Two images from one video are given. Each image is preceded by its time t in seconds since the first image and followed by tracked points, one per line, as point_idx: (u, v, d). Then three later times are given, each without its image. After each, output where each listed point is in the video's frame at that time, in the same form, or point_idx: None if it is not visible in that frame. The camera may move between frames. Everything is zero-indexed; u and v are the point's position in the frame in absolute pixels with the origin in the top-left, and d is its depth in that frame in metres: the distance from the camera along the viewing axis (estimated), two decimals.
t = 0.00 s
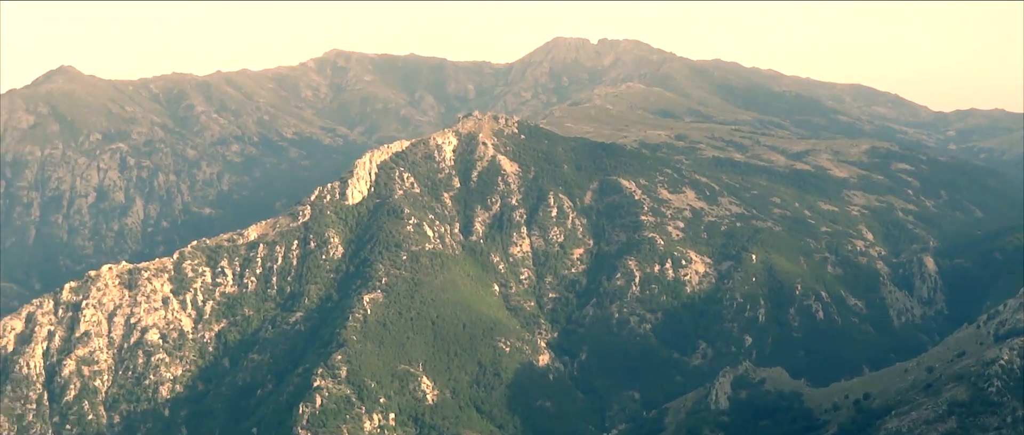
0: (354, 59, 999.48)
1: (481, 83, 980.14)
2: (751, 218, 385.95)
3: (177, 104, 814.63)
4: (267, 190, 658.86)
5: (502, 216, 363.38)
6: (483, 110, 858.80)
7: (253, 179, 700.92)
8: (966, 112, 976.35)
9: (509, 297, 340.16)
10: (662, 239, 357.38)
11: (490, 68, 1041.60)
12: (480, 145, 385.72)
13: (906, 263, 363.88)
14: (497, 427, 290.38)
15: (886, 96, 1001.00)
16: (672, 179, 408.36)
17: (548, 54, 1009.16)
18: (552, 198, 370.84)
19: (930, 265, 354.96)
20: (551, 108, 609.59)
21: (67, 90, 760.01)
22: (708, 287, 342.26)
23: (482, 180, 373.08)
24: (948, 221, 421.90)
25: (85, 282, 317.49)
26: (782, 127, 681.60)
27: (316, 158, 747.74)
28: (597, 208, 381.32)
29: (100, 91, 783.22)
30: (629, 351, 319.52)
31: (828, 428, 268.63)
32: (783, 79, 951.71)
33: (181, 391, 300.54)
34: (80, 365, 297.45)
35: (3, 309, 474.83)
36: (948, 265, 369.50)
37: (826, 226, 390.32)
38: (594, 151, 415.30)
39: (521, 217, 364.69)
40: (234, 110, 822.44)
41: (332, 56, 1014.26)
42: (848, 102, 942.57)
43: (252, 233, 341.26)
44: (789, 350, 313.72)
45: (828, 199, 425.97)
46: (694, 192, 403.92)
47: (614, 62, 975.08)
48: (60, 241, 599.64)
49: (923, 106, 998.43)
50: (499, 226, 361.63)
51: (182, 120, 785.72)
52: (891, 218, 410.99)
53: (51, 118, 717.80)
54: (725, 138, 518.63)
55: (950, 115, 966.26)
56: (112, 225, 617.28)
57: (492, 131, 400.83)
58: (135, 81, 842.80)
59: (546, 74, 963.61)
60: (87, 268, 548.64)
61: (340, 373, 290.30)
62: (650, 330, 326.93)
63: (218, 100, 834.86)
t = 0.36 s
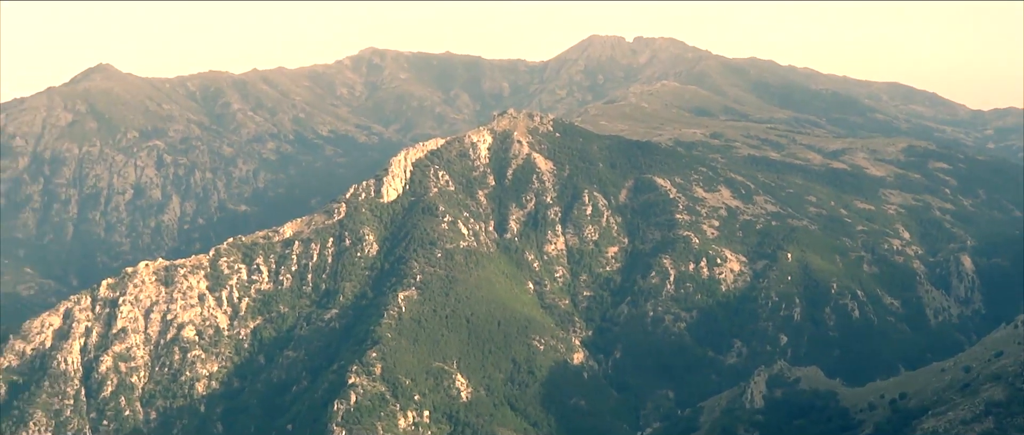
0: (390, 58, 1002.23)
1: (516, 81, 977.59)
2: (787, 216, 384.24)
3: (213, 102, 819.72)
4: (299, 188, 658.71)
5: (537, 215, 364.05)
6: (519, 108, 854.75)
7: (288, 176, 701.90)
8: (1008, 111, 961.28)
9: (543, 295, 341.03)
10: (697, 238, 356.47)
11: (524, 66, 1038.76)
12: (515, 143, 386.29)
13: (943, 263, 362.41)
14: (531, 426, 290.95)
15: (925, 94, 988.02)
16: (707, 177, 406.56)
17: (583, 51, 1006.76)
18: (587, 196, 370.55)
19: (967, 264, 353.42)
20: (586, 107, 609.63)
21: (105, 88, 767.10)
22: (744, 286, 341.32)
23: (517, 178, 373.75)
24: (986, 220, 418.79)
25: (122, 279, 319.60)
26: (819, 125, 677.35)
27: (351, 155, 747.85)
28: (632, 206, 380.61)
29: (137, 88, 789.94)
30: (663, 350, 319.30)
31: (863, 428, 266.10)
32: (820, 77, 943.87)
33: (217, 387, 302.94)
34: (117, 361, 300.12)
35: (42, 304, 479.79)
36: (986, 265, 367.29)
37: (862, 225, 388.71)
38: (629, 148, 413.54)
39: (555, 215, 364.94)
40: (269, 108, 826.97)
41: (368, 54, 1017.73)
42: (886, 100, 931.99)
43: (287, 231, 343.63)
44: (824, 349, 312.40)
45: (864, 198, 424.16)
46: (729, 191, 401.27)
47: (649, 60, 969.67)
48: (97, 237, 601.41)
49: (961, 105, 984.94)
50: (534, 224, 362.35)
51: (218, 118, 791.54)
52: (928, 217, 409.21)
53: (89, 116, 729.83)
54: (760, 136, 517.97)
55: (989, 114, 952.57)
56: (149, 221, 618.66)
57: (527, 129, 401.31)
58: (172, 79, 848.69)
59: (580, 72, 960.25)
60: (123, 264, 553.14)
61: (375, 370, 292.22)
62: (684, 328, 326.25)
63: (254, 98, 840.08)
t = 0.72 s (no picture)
0: (425, 53, 1002.68)
1: (551, 76, 974.44)
2: (823, 214, 382.38)
3: (249, 97, 820.14)
4: (334, 183, 659.27)
5: (571, 211, 364.30)
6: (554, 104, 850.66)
7: (323, 170, 702.26)
8: None
9: (577, 291, 341.79)
10: (732, 235, 355.57)
11: (559, 61, 1035.32)
12: (549, 139, 386.38)
13: (979, 262, 361.23)
14: (563, 422, 291.18)
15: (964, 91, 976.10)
16: (742, 174, 404.80)
17: (619, 46, 1003.37)
18: (621, 193, 370.00)
19: (1004, 263, 351.36)
20: (620, 103, 609.07)
21: (141, 82, 772.43)
22: (778, 284, 340.61)
23: (551, 175, 374.30)
24: None
25: (158, 272, 322.32)
26: (855, 123, 673.51)
27: (387, 150, 747.69)
28: (666, 203, 379.33)
29: (173, 82, 794.50)
30: (696, 347, 319.12)
31: (897, 427, 264.64)
32: (856, 74, 935.71)
33: (250, 381, 305.23)
34: (152, 354, 302.61)
35: (79, 297, 485.46)
36: None
37: (897, 223, 387.20)
38: (664, 144, 410.71)
39: (589, 211, 365.02)
40: (305, 103, 828.61)
41: (403, 49, 1018.64)
42: (925, 96, 921.30)
43: (321, 226, 347.22)
44: (859, 348, 311.20)
45: (899, 196, 422.64)
46: (764, 188, 398.84)
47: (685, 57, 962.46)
48: (132, 231, 613.57)
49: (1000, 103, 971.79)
50: (568, 220, 362.66)
51: (255, 113, 790.34)
52: (965, 216, 407.77)
53: (126, 110, 732.30)
54: (796, 134, 516.96)
55: None
56: (184, 215, 627.42)
57: (562, 125, 401.07)
58: (208, 73, 853.39)
59: (615, 67, 955.88)
60: (157, 259, 559.38)
61: (408, 365, 293.18)
62: (718, 325, 325.67)
63: (289, 93, 842.52)
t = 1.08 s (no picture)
0: (461, 53, 1004.43)
1: (587, 75, 972.39)
2: (861, 212, 380.34)
3: (286, 96, 824.74)
4: (372, 182, 660.66)
5: (607, 209, 363.72)
6: (591, 102, 849.12)
7: (359, 169, 704.32)
8: None
9: (613, 289, 342.28)
10: (769, 234, 354.42)
11: (594, 59, 1033.45)
12: (586, 136, 386.02)
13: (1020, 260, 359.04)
14: (600, 421, 291.32)
15: (1004, 88, 965.50)
16: (780, 172, 403.18)
17: (654, 45, 1002.25)
18: (658, 191, 369.06)
19: None
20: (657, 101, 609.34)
21: (180, 83, 780.32)
22: (816, 282, 339.73)
23: (587, 173, 374.15)
24: None
25: (196, 271, 323.97)
26: (893, 121, 670.97)
27: (423, 149, 748.20)
28: (703, 201, 377.60)
29: (210, 82, 801.60)
30: (734, 346, 318.69)
31: (938, 427, 262.63)
32: (894, 71, 926.91)
33: (288, 380, 307.36)
34: (191, 353, 304.76)
35: (118, 297, 491.72)
36: None
37: (937, 221, 385.18)
38: (700, 142, 409.72)
39: (626, 210, 364.49)
40: (341, 102, 832.40)
41: (439, 49, 1020.63)
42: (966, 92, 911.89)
43: (358, 225, 347.53)
44: (898, 347, 309.31)
45: (938, 193, 420.85)
46: (801, 187, 397.57)
47: (722, 55, 958.68)
48: (170, 229, 624.96)
49: None
50: (604, 218, 362.47)
51: (291, 112, 793.63)
52: (1005, 214, 405.44)
53: (164, 110, 740.83)
54: (833, 132, 516.13)
55: None
56: (223, 215, 635.13)
57: (598, 124, 400.92)
58: (246, 74, 860.62)
59: (651, 66, 953.37)
60: (195, 259, 567.84)
61: (445, 364, 294.48)
62: (755, 324, 325.42)
63: (326, 92, 846.30)
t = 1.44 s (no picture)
0: (498, 54, 1006.52)
1: (624, 76, 972.01)
2: (900, 214, 378.67)
3: (324, 98, 829.88)
4: (411, 184, 662.92)
5: (645, 211, 366.02)
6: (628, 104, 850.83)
7: (398, 171, 708.20)
8: None
9: (651, 291, 344.50)
10: (807, 235, 354.03)
11: (631, 61, 1033.88)
12: (623, 138, 388.35)
13: None
14: (638, 423, 291.72)
15: None
16: (819, 173, 402.11)
17: (692, 46, 1002.56)
18: (696, 193, 370.32)
19: None
20: (695, 104, 611.75)
21: (218, 84, 785.44)
22: (855, 285, 338.85)
23: (625, 175, 376.41)
24: None
25: (234, 272, 327.65)
26: (932, 122, 670.36)
27: (461, 151, 750.49)
28: (741, 203, 377.46)
29: (248, 84, 806.75)
30: (771, 349, 318.80)
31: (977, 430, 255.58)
32: (933, 72, 920.70)
33: (326, 381, 310.01)
34: (229, 353, 307.58)
35: (157, 297, 494.45)
36: None
37: (977, 223, 383.56)
38: (738, 143, 408.91)
39: (664, 211, 366.66)
40: (380, 104, 837.66)
41: (477, 51, 1024.34)
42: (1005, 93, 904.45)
43: (396, 225, 353.27)
44: (938, 350, 307.59)
45: (978, 195, 419.67)
46: (840, 188, 396.38)
47: (760, 56, 956.40)
48: (210, 230, 628.68)
49: None
50: (642, 220, 364.64)
51: (329, 113, 798.56)
52: None
53: (202, 111, 743.79)
54: (872, 133, 515.52)
55: None
56: (262, 216, 639.67)
57: (635, 125, 402.42)
58: (284, 76, 863.22)
59: (689, 67, 952.81)
60: (234, 259, 571.90)
61: (482, 365, 295.90)
62: (793, 326, 325.49)
63: (364, 93, 850.56)
